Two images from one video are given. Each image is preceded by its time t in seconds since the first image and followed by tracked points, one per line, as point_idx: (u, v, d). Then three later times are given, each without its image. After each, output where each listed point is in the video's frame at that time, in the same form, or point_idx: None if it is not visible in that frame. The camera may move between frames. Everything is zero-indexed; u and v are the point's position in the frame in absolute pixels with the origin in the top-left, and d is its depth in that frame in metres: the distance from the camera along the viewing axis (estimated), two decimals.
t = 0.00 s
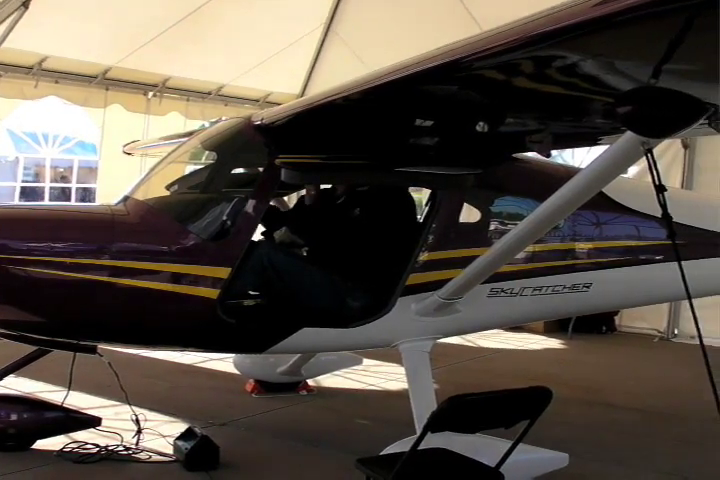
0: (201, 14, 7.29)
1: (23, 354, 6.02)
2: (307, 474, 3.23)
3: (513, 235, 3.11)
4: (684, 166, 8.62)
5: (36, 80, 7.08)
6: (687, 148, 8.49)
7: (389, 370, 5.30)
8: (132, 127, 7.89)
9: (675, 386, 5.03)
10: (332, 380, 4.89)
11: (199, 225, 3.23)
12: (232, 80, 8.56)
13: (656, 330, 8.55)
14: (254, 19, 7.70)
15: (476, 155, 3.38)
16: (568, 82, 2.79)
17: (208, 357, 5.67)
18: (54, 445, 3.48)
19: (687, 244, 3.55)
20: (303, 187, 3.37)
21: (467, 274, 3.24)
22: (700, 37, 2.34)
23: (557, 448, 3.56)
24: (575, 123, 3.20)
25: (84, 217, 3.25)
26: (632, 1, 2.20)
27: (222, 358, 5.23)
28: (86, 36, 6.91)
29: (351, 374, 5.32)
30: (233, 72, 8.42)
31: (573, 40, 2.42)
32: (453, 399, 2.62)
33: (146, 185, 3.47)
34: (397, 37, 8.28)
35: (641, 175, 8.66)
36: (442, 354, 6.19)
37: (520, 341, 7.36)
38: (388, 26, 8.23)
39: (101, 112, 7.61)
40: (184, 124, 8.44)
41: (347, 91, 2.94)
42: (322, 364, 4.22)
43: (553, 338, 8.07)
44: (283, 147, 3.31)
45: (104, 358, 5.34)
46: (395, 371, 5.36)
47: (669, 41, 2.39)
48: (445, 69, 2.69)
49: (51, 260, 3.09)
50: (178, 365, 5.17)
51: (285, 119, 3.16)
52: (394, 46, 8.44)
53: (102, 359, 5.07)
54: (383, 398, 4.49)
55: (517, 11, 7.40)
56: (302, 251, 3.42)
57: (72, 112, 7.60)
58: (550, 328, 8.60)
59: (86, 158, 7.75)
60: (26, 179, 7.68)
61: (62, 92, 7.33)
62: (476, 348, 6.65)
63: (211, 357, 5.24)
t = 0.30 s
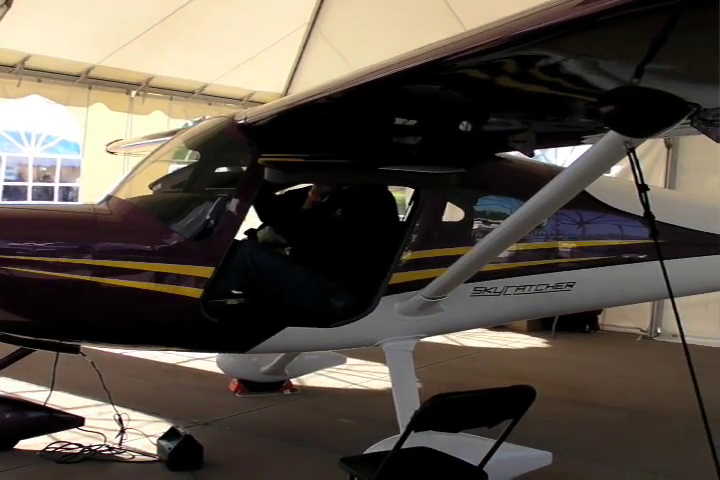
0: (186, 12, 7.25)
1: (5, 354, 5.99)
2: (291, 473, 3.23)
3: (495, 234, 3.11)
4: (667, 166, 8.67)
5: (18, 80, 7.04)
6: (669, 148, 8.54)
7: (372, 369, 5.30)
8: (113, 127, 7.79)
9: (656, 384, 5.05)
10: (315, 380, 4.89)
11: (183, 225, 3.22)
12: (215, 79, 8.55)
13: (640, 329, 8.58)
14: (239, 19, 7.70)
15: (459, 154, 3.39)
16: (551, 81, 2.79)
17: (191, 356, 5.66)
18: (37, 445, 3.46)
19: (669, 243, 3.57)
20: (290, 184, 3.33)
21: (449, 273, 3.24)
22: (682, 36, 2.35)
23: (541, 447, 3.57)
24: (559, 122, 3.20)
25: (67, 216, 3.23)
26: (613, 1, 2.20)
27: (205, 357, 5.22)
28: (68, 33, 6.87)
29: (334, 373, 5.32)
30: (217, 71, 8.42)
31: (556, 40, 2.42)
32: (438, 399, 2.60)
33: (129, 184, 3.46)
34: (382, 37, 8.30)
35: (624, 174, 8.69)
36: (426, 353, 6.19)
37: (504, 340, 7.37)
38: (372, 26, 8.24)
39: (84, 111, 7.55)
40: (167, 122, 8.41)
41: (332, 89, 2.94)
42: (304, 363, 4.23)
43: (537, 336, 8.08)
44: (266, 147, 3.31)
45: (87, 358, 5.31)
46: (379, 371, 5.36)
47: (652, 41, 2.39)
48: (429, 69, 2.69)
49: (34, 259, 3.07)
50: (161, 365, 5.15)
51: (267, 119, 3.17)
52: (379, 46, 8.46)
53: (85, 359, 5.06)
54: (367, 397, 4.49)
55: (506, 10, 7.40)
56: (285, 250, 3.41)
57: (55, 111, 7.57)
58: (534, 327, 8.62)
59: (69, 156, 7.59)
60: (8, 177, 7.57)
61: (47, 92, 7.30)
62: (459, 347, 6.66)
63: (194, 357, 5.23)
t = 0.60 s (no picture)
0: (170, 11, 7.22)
1: None
2: (274, 474, 3.23)
3: (477, 234, 3.11)
4: (649, 166, 8.72)
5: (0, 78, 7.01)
6: (652, 148, 8.58)
7: (355, 369, 5.30)
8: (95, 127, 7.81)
9: (636, 383, 5.07)
10: (298, 379, 4.89)
11: (165, 224, 3.21)
12: (197, 78, 8.56)
13: (622, 328, 8.62)
14: (224, 18, 7.69)
15: (442, 153, 3.39)
16: (533, 81, 2.78)
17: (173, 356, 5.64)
18: (19, 445, 3.45)
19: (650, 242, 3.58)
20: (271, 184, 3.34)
21: (432, 272, 3.25)
22: (664, 36, 2.34)
23: (524, 446, 3.58)
24: (541, 122, 3.21)
25: (49, 216, 3.22)
26: (595, 1, 2.18)
27: (188, 357, 5.21)
28: (50, 32, 6.84)
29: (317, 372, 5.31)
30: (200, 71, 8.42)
31: (536, 40, 2.40)
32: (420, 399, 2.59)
33: (111, 183, 3.45)
34: (365, 38, 8.32)
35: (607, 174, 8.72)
36: (408, 353, 6.19)
37: (486, 339, 7.39)
38: (355, 27, 8.25)
39: (66, 109, 7.57)
40: (150, 122, 8.41)
41: (315, 89, 2.94)
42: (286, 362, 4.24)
43: (520, 336, 8.10)
44: (249, 146, 3.29)
45: (69, 358, 5.29)
46: (362, 370, 5.36)
47: (633, 41, 2.38)
48: (412, 68, 2.68)
49: (15, 259, 3.05)
50: (143, 365, 5.13)
51: (249, 118, 3.18)
52: (363, 46, 8.48)
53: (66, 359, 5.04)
54: (350, 397, 4.49)
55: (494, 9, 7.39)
56: (268, 250, 3.40)
57: (36, 111, 7.54)
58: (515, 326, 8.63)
59: (51, 156, 7.58)
60: None
61: (31, 91, 7.32)
62: (442, 347, 6.66)
63: (177, 357, 5.22)
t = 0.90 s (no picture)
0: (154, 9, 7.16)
1: None
2: (257, 474, 3.22)
3: (460, 235, 3.11)
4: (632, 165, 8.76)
5: None
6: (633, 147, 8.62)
7: (338, 368, 5.29)
8: (77, 127, 7.75)
9: (616, 381, 5.09)
10: (281, 379, 4.88)
11: (148, 224, 3.20)
12: (180, 77, 8.53)
13: (604, 327, 8.64)
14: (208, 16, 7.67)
15: (425, 153, 3.39)
16: (516, 80, 2.78)
17: (155, 356, 5.61)
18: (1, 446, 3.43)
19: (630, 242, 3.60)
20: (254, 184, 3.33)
21: (415, 271, 3.25)
22: (646, 36, 2.33)
23: (508, 446, 3.59)
24: (524, 121, 3.21)
25: (31, 215, 3.20)
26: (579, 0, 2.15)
27: (170, 356, 5.19)
28: (31, 31, 6.78)
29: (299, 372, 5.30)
30: (182, 69, 8.41)
31: (518, 40, 2.39)
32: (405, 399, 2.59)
33: (93, 183, 3.44)
34: (348, 39, 8.34)
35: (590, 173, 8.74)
36: (391, 352, 6.18)
37: (469, 338, 7.40)
38: (338, 27, 8.26)
39: (48, 109, 7.48)
40: (132, 121, 8.37)
41: (298, 88, 2.93)
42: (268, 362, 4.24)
43: (502, 335, 8.11)
44: (232, 145, 3.29)
45: (51, 358, 5.27)
46: (345, 370, 5.35)
47: (617, 41, 2.38)
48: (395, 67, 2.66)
49: None
50: (124, 365, 5.11)
51: (233, 117, 3.17)
52: (346, 46, 8.50)
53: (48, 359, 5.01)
54: (333, 396, 4.49)
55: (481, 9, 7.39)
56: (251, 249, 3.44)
57: (18, 110, 7.49)
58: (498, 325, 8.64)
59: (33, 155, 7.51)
60: None
61: (16, 90, 7.24)
62: (426, 346, 6.66)
63: (159, 357, 5.20)
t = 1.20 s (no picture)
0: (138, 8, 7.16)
1: None
2: (242, 474, 3.21)
3: (443, 235, 3.11)
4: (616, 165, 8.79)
5: None
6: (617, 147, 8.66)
7: (323, 368, 5.29)
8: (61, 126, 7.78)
9: (598, 380, 5.11)
10: (265, 379, 4.88)
11: (132, 223, 3.20)
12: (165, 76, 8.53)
13: (588, 326, 8.68)
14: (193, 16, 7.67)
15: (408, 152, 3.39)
16: (500, 79, 2.77)
17: (139, 355, 5.60)
18: None
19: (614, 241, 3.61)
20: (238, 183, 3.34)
21: (399, 270, 3.25)
22: (629, 36, 2.33)
23: (493, 445, 3.59)
24: (507, 120, 3.22)
25: (13, 214, 3.19)
26: None
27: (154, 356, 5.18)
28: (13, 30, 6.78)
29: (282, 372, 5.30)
30: (166, 69, 8.41)
31: (501, 40, 2.38)
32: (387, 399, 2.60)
33: (77, 182, 3.43)
34: (333, 39, 8.37)
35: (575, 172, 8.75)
36: (376, 352, 6.18)
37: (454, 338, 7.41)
38: (323, 28, 8.28)
39: (31, 107, 7.51)
40: (115, 120, 8.38)
41: (281, 87, 2.92)
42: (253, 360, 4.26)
43: (487, 334, 8.12)
44: (217, 145, 3.30)
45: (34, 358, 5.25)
46: (329, 369, 5.35)
47: (600, 40, 2.38)
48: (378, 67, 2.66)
49: None
50: (108, 365, 5.09)
51: (216, 116, 3.15)
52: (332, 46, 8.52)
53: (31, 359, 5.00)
54: (317, 396, 4.49)
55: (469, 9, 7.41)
56: (240, 250, 3.42)
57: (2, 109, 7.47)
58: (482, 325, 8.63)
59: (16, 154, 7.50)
60: None
61: None
62: (411, 345, 6.67)
63: (143, 357, 5.18)
